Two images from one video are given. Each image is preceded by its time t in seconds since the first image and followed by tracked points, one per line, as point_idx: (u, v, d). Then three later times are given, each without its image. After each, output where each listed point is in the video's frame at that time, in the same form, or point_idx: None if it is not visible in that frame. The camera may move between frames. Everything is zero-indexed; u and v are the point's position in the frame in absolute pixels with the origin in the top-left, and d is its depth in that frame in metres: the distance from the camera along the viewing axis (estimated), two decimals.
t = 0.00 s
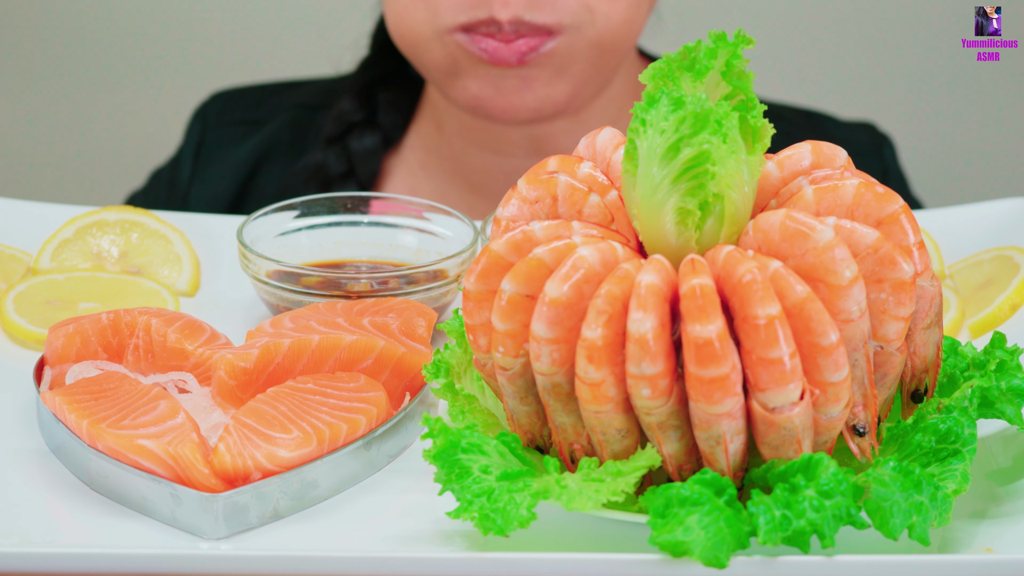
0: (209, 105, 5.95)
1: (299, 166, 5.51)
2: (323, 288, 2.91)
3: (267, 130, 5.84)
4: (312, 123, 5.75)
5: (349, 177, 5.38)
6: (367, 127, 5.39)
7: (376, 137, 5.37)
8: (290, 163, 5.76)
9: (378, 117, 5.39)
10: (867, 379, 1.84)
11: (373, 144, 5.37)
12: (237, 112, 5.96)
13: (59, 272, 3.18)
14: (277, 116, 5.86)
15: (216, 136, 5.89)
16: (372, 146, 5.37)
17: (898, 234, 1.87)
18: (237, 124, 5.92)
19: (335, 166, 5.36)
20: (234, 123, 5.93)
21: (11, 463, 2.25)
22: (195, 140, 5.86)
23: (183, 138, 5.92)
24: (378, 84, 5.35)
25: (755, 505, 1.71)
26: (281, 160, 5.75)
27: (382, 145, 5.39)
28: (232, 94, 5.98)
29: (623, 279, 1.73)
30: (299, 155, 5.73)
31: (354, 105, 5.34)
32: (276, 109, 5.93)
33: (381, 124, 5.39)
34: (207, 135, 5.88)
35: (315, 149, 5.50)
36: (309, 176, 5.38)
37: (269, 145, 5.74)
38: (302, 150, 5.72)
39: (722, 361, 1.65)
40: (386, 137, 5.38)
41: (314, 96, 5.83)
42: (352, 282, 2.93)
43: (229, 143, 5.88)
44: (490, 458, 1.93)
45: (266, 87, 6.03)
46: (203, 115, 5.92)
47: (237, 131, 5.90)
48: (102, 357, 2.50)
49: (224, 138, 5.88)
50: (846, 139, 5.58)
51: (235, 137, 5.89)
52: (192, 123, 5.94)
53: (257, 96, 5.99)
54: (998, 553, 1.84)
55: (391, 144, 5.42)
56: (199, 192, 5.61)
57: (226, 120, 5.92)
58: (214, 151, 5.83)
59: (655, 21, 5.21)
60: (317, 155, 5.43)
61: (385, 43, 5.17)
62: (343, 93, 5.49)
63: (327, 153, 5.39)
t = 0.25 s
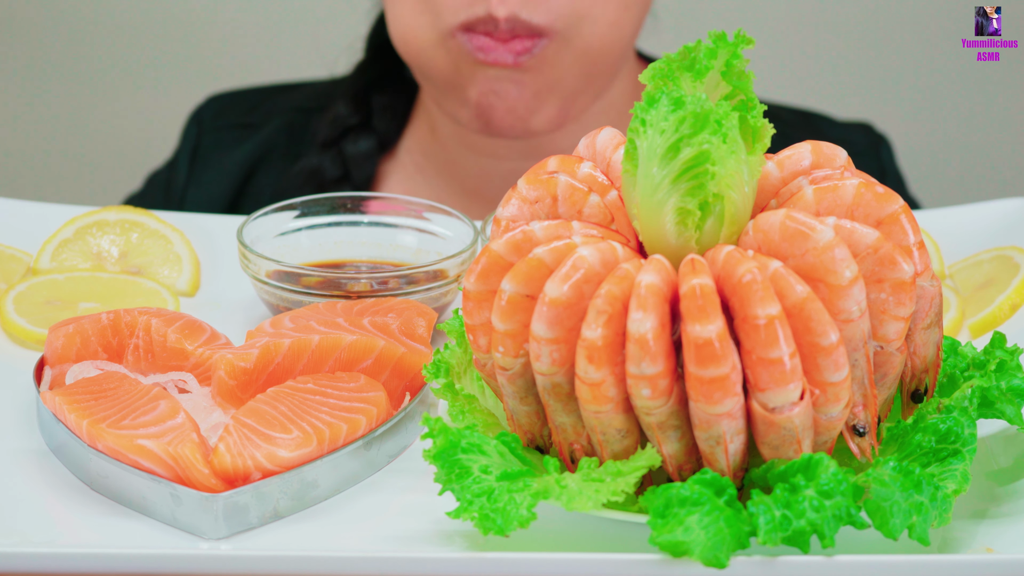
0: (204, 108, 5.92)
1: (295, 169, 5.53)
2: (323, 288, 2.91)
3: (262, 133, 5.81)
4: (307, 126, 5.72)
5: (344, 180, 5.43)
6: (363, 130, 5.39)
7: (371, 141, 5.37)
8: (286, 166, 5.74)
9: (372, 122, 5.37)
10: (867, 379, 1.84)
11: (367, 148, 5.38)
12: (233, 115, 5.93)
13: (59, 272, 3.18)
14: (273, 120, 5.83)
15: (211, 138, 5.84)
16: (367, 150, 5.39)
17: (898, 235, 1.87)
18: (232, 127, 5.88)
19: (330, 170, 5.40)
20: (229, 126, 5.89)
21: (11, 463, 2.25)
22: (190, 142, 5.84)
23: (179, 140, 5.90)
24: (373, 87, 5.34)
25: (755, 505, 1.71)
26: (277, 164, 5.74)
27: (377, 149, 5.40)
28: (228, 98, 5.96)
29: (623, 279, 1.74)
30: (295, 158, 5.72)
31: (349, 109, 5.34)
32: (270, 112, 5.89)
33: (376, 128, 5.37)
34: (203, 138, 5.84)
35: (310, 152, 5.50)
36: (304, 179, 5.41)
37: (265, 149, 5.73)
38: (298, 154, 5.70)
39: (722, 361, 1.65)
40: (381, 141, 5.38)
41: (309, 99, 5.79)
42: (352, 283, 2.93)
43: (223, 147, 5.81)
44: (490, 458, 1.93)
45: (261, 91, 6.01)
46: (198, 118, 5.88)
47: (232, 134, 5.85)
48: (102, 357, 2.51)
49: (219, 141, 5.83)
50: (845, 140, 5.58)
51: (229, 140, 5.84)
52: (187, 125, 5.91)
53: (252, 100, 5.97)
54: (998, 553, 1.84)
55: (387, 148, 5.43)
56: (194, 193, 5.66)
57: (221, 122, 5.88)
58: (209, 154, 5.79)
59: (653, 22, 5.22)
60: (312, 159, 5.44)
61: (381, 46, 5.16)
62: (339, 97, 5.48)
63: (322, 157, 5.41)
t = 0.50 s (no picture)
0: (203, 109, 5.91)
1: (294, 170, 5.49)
2: (323, 288, 2.91)
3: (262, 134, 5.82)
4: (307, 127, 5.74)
5: (344, 181, 5.39)
6: (362, 132, 5.40)
7: (370, 142, 5.37)
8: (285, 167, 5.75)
9: (372, 123, 5.39)
10: (867, 379, 1.84)
11: (366, 149, 5.37)
12: (232, 116, 5.92)
13: (59, 272, 3.18)
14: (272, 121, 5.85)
15: (211, 140, 5.83)
16: (366, 151, 5.37)
17: (898, 234, 1.87)
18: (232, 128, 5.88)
19: (329, 171, 5.37)
20: (229, 127, 5.89)
21: (11, 463, 2.25)
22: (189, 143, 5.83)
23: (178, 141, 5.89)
24: (372, 88, 5.35)
25: (755, 505, 1.71)
26: (277, 164, 5.75)
27: (375, 150, 5.40)
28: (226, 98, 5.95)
29: (623, 279, 1.73)
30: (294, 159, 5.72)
31: (349, 110, 5.35)
32: (270, 114, 5.91)
33: (375, 129, 5.38)
34: (203, 139, 5.82)
35: (310, 154, 5.47)
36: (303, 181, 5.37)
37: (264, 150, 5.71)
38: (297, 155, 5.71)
39: (722, 361, 1.65)
40: (380, 141, 5.38)
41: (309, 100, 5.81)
42: (352, 283, 2.93)
43: (223, 148, 5.82)
44: (490, 458, 1.93)
45: (260, 91, 6.01)
46: (198, 119, 5.86)
47: (231, 135, 5.85)
48: (102, 357, 2.51)
49: (219, 142, 5.83)
50: (844, 140, 5.58)
51: (229, 141, 5.84)
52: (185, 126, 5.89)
53: (251, 100, 5.97)
54: (997, 553, 1.84)
55: (386, 149, 5.43)
56: (194, 194, 5.67)
57: (220, 123, 5.87)
58: (209, 155, 5.79)
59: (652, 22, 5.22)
60: (312, 160, 5.41)
61: (379, 46, 5.17)
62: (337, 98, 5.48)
63: (321, 158, 5.38)
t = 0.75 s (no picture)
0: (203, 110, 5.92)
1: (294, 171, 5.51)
2: (323, 288, 2.91)
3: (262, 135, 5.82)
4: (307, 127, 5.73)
5: (343, 181, 5.40)
6: (362, 132, 5.38)
7: (370, 143, 5.36)
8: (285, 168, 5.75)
9: (371, 123, 5.37)
10: (867, 379, 1.84)
11: (366, 150, 5.36)
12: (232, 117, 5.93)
13: (59, 272, 3.18)
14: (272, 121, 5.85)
15: (211, 141, 5.85)
16: (366, 151, 5.36)
17: (898, 234, 1.87)
18: (232, 129, 5.89)
19: (329, 171, 5.37)
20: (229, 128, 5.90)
21: (10, 463, 2.25)
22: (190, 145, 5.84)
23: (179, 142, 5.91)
24: (372, 88, 5.35)
25: (755, 505, 1.71)
26: (277, 165, 5.75)
27: (376, 150, 5.39)
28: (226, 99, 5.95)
29: (623, 279, 1.73)
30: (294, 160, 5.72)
31: (349, 110, 5.33)
32: (269, 114, 5.90)
33: (375, 130, 5.37)
34: (202, 140, 5.84)
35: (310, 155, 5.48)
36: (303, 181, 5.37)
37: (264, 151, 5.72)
38: (297, 155, 5.71)
39: (722, 361, 1.65)
40: (380, 142, 5.37)
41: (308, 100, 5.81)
42: (352, 283, 2.93)
43: (223, 148, 5.84)
44: (490, 458, 1.93)
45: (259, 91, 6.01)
46: (197, 120, 5.87)
47: (231, 136, 5.86)
48: (102, 357, 2.51)
49: (219, 143, 5.85)
50: (844, 141, 5.58)
51: (229, 141, 5.85)
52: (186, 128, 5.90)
53: (251, 101, 5.97)
54: (997, 553, 1.84)
55: (386, 149, 5.42)
56: (194, 196, 5.68)
57: (220, 124, 5.88)
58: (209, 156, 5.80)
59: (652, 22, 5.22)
60: (311, 161, 5.41)
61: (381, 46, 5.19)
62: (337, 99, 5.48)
63: (321, 158, 5.39)
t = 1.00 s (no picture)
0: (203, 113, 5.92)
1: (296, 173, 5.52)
2: (323, 288, 2.91)
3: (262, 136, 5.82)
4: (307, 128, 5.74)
5: (344, 183, 5.40)
6: (362, 134, 5.36)
7: (371, 144, 5.33)
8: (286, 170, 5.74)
9: (372, 125, 5.35)
10: (867, 379, 1.84)
11: (367, 152, 5.34)
12: (231, 119, 5.92)
13: (59, 272, 3.18)
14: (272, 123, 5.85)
15: (212, 143, 5.86)
16: (367, 153, 5.34)
17: (898, 235, 1.87)
18: (232, 131, 5.88)
19: (330, 173, 5.37)
20: (229, 130, 5.89)
21: (10, 463, 2.24)
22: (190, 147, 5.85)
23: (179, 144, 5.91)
24: (372, 89, 5.33)
25: (755, 505, 1.71)
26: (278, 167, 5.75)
27: (376, 152, 5.37)
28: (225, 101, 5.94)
29: (623, 279, 1.73)
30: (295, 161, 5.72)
31: (349, 112, 5.32)
32: (269, 116, 5.90)
33: (376, 132, 5.35)
34: (203, 143, 5.85)
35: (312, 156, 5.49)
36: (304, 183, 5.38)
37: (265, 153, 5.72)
38: (298, 156, 5.71)
39: (722, 361, 1.65)
40: (381, 143, 5.35)
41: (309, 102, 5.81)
42: (352, 283, 2.93)
43: (223, 149, 5.84)
44: (490, 458, 1.93)
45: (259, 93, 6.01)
46: (197, 122, 5.88)
47: (232, 138, 5.86)
48: (102, 357, 2.50)
49: (219, 145, 5.85)
50: (844, 141, 5.58)
51: (229, 143, 5.84)
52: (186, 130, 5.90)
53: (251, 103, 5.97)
54: (997, 553, 1.84)
55: (386, 150, 5.41)
56: (195, 198, 5.70)
57: (220, 127, 5.88)
58: (210, 158, 5.81)
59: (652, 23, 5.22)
60: (312, 163, 5.43)
61: (385, 47, 5.19)
62: (337, 101, 5.47)
63: (323, 159, 5.39)
